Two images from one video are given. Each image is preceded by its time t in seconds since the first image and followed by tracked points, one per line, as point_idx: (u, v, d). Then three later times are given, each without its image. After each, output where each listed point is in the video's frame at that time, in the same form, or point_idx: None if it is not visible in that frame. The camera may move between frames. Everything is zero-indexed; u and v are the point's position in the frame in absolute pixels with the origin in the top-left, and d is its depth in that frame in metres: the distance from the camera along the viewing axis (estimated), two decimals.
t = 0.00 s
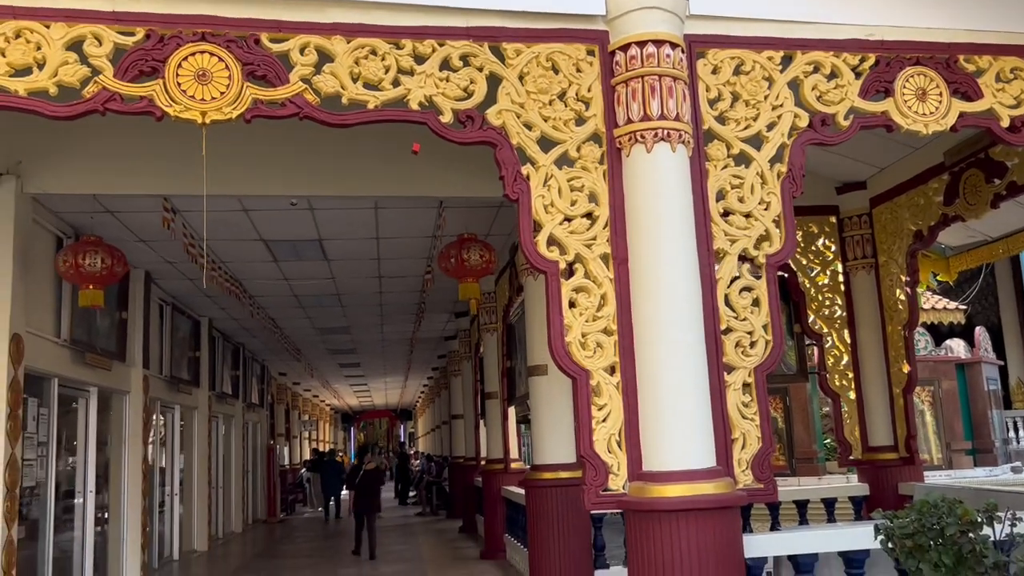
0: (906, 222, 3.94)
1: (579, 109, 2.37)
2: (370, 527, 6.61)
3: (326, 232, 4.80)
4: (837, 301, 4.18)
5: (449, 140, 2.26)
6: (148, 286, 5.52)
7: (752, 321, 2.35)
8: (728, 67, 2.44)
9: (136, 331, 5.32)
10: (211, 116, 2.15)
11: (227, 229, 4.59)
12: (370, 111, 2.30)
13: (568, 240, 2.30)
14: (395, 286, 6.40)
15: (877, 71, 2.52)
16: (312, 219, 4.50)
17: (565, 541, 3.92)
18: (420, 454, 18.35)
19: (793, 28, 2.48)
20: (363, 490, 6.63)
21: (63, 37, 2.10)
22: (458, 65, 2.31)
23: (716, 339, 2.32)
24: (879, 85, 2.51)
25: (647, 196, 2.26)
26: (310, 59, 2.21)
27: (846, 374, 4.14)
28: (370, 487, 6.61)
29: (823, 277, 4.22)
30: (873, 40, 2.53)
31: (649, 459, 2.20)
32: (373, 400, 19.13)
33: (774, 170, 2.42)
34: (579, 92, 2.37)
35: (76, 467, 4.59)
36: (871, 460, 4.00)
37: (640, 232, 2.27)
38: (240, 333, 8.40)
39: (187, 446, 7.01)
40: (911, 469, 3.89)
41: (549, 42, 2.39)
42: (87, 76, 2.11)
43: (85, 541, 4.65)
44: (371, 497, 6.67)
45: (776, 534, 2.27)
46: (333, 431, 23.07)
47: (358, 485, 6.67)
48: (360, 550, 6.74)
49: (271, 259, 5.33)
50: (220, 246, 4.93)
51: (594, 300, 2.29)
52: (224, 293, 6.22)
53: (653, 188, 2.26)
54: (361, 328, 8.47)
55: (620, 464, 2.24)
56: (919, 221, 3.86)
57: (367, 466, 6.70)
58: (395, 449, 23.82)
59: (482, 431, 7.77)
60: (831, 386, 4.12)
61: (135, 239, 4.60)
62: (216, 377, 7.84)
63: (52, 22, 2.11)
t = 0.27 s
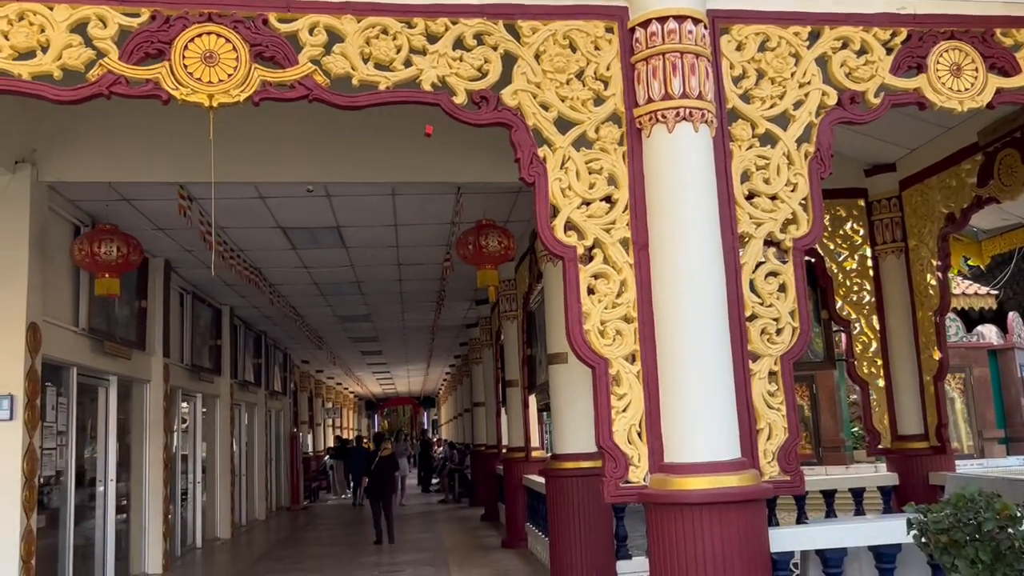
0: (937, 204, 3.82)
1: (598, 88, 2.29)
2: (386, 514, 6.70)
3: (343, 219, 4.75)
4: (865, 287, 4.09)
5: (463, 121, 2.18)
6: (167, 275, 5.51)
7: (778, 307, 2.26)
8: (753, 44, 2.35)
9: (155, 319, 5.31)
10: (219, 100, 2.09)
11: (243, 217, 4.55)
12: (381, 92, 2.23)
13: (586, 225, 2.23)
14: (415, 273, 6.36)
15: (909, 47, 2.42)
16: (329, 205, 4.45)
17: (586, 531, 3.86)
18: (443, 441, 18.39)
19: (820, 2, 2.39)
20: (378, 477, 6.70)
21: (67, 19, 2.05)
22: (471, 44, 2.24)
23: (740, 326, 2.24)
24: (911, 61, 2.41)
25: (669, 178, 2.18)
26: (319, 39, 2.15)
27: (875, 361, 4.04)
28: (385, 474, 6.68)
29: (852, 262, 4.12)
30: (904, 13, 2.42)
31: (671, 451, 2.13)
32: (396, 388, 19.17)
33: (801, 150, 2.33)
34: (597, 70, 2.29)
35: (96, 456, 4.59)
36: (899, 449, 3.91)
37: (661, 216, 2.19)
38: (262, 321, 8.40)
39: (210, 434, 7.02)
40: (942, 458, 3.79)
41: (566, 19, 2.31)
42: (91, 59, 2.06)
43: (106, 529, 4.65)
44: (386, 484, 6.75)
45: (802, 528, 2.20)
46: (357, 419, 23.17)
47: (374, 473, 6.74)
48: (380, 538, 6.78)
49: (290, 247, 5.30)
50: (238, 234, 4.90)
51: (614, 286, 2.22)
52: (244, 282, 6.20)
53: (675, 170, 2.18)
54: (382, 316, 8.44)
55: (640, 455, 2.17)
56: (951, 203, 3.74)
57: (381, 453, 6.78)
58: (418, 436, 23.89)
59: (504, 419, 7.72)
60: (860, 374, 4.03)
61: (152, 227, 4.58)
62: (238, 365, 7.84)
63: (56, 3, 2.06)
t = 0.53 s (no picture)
0: (972, 188, 3.71)
1: (621, 70, 2.22)
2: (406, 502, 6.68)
3: (364, 207, 4.71)
4: (897, 274, 3.98)
5: (482, 105, 2.12)
6: (189, 264, 5.51)
7: (808, 295, 2.19)
8: (782, 23, 2.27)
9: (177, 308, 5.30)
10: (232, 85, 2.05)
11: (263, 205, 4.52)
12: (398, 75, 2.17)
13: (608, 211, 2.16)
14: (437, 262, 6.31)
15: (946, 24, 2.32)
16: (348, 193, 4.41)
17: (610, 521, 3.81)
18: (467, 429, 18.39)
19: None
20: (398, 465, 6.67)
21: (77, 3, 2.01)
22: (491, 25, 2.17)
23: (769, 315, 2.16)
24: (948, 39, 2.31)
25: (695, 162, 2.11)
26: (335, 21, 2.09)
27: (906, 350, 3.94)
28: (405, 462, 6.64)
29: (883, 249, 4.01)
30: None
31: (697, 444, 2.06)
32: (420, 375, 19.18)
33: (833, 132, 2.25)
34: (621, 51, 2.22)
35: (119, 445, 4.59)
36: (932, 440, 3.81)
37: (687, 201, 2.12)
38: (285, 310, 8.40)
39: (233, 422, 7.03)
40: (976, 450, 3.69)
41: None
42: (103, 44, 2.02)
43: (129, 518, 4.66)
44: (406, 473, 6.76)
45: (833, 523, 2.13)
46: (381, 407, 23.24)
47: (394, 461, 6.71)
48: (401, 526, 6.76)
49: (311, 236, 5.26)
50: (258, 222, 4.87)
51: (638, 274, 2.15)
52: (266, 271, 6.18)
53: (701, 153, 2.11)
54: (405, 304, 8.41)
55: (665, 448, 2.11)
56: (986, 187, 3.63)
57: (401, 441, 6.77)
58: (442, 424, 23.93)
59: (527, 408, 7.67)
60: (891, 363, 3.93)
61: (172, 216, 4.56)
62: (262, 354, 7.86)
63: None
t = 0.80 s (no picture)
0: (1003, 173, 3.61)
1: (643, 49, 2.15)
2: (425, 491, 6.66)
3: (382, 194, 4.66)
4: (925, 261, 3.89)
5: (500, 86, 2.07)
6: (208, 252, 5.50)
7: (836, 281, 2.12)
8: None
9: (196, 297, 5.29)
10: (245, 67, 2.00)
11: (281, 192, 4.49)
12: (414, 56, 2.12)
13: (629, 194, 2.10)
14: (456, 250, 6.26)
15: None
16: (366, 180, 4.37)
17: (630, 512, 3.76)
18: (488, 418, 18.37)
19: None
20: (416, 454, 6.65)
21: None
22: (509, 4, 2.11)
23: (795, 302, 2.10)
24: (983, 15, 2.23)
25: (719, 143, 2.04)
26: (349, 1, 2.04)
27: (934, 338, 3.84)
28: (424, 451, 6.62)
29: (911, 235, 3.91)
30: None
31: (720, 434, 2.01)
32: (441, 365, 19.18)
33: (862, 113, 2.18)
34: (643, 30, 2.16)
35: (138, 434, 4.60)
36: (961, 431, 3.73)
37: (711, 184, 2.05)
38: (305, 299, 8.39)
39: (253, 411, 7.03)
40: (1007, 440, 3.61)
41: None
42: (113, 26, 1.98)
43: (149, 506, 4.66)
44: (423, 461, 6.75)
45: (862, 516, 2.07)
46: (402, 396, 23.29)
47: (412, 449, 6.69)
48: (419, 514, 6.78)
49: (329, 223, 5.23)
50: (276, 210, 4.85)
51: (660, 260, 2.10)
52: (285, 259, 6.17)
53: (725, 135, 2.04)
54: (425, 293, 8.38)
55: (688, 438, 2.06)
56: (1018, 171, 3.53)
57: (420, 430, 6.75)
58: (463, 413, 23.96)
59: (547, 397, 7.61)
60: (918, 352, 3.84)
61: (190, 203, 4.54)
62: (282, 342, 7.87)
63: None
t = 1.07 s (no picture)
0: None
1: (665, 30, 2.09)
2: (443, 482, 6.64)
3: (400, 183, 4.62)
4: (954, 250, 3.80)
5: (517, 69, 2.01)
6: (227, 241, 5.48)
7: (865, 270, 2.05)
8: None
9: (214, 286, 5.28)
10: (257, 49, 1.96)
11: (298, 181, 4.46)
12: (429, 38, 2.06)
13: (651, 180, 2.04)
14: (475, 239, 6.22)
15: None
16: (384, 168, 4.32)
17: (650, 505, 3.70)
18: (507, 410, 18.34)
19: None
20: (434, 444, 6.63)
21: None
22: None
23: (823, 291, 2.03)
24: None
25: (744, 127, 1.98)
26: None
27: (963, 330, 3.75)
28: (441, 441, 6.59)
29: (939, 224, 3.82)
30: None
31: (745, 427, 1.95)
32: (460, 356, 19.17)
33: (893, 96, 2.10)
34: (665, 11, 2.09)
35: (157, 423, 4.59)
36: (990, 424, 3.64)
37: (735, 169, 1.99)
38: (324, 289, 8.39)
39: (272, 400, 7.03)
40: None
41: None
42: (123, 8, 1.94)
43: (168, 495, 4.66)
44: (443, 449, 6.74)
45: (892, 511, 2.00)
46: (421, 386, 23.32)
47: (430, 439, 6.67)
48: (432, 502, 6.92)
49: (347, 213, 5.20)
50: (294, 199, 4.82)
51: (682, 248, 2.04)
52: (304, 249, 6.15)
53: (750, 118, 1.98)
54: (444, 283, 8.35)
55: (711, 431, 2.00)
56: None
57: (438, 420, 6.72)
58: (483, 404, 23.96)
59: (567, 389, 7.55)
60: (947, 344, 3.75)
61: (208, 192, 4.52)
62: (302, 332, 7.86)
63: None
